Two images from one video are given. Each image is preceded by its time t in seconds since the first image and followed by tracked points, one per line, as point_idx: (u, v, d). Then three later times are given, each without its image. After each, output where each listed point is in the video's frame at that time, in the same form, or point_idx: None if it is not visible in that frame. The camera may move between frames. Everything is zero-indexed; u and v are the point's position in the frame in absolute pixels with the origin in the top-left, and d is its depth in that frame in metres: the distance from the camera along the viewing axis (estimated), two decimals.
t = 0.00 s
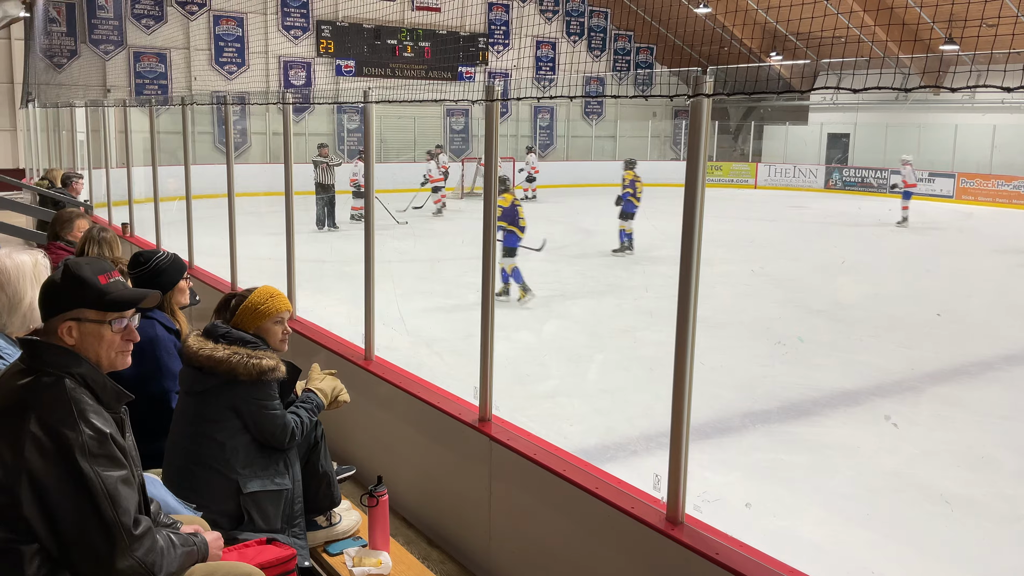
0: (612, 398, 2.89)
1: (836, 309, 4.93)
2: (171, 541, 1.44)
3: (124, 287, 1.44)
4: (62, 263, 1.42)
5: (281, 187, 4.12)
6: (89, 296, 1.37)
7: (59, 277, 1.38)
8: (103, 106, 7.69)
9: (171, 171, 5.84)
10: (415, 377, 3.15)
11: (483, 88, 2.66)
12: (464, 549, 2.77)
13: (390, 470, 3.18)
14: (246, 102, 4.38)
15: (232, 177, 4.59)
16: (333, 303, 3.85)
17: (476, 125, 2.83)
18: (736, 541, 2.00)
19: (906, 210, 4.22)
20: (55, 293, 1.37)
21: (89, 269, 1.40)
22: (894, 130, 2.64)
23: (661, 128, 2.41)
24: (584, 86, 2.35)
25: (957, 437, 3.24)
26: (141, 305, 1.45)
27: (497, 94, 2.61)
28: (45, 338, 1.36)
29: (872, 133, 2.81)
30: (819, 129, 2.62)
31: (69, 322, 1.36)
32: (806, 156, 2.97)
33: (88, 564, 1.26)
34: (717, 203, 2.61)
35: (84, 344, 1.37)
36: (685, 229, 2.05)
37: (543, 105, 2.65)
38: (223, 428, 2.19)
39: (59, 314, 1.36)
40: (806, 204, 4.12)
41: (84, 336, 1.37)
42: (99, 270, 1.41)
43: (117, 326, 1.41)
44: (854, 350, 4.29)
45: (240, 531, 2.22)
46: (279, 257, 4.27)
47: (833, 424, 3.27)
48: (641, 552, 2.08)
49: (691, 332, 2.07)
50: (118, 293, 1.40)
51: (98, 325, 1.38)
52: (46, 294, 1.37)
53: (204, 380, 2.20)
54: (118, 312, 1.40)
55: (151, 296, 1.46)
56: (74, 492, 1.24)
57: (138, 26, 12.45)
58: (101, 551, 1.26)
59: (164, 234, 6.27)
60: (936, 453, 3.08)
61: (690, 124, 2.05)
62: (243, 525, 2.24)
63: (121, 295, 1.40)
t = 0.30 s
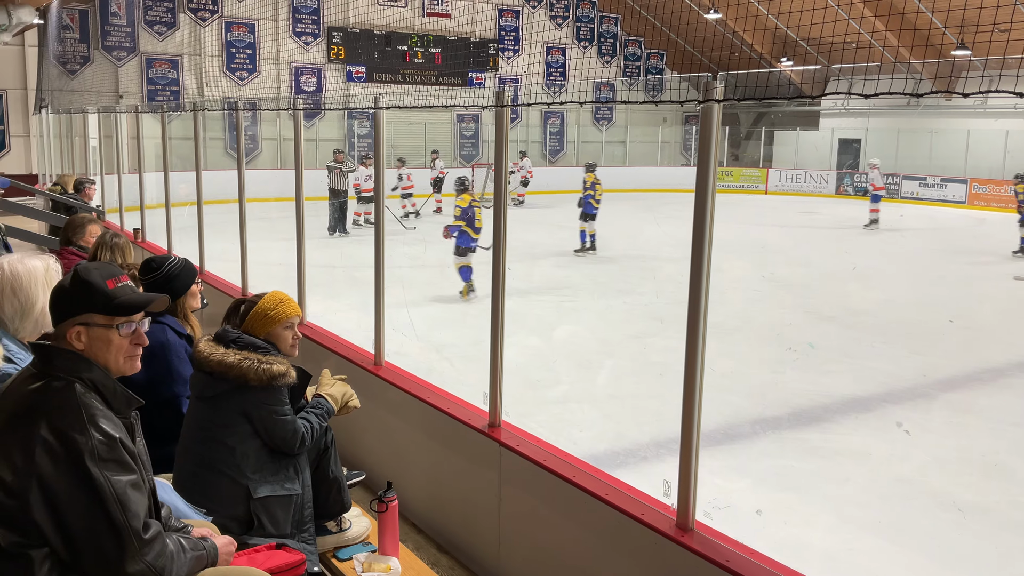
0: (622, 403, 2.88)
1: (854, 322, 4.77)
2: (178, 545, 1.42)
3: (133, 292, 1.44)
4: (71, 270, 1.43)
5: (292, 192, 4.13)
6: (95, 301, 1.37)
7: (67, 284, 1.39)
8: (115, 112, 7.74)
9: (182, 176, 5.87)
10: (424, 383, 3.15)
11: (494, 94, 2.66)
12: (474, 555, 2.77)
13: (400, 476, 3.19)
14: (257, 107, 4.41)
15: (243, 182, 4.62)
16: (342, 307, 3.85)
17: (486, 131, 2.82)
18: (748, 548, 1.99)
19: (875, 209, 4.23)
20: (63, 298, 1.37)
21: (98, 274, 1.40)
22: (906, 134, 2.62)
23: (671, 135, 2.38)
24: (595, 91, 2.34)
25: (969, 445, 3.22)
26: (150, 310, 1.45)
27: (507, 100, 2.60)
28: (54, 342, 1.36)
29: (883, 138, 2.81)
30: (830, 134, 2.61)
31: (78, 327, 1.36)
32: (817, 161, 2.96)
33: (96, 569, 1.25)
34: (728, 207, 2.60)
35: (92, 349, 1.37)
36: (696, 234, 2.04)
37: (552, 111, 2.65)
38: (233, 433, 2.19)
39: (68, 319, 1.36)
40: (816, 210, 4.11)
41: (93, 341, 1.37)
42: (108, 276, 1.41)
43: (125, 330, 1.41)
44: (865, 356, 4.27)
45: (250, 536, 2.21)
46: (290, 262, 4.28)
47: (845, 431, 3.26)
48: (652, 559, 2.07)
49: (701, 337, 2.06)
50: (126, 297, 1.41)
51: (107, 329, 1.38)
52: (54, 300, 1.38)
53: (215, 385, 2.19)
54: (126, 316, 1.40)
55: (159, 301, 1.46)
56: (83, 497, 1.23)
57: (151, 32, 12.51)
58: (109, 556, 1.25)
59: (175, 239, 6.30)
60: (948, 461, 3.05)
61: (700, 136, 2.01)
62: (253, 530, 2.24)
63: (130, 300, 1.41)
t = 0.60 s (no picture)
0: (627, 406, 2.88)
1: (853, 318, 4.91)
2: (184, 548, 1.42)
3: (136, 294, 1.44)
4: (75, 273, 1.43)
5: (297, 196, 4.15)
6: (98, 304, 1.37)
7: (70, 287, 1.39)
8: (122, 116, 7.77)
9: (188, 180, 5.89)
10: (428, 386, 3.16)
11: (499, 97, 2.66)
12: (478, 558, 2.77)
13: (405, 479, 3.20)
14: (263, 111, 4.43)
15: (250, 185, 4.65)
16: (348, 311, 3.86)
17: (491, 135, 2.83)
18: (754, 553, 1.98)
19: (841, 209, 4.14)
20: (67, 301, 1.38)
21: (101, 276, 1.40)
22: (913, 136, 2.62)
23: (676, 137, 2.42)
24: (600, 95, 2.34)
25: (975, 450, 3.22)
26: (154, 311, 1.45)
27: (513, 103, 2.60)
28: (60, 345, 1.36)
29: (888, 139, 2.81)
30: (835, 137, 2.61)
31: (82, 329, 1.36)
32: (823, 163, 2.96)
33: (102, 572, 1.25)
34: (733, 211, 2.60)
35: (97, 351, 1.37)
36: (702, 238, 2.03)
37: (558, 115, 2.65)
38: (238, 436, 2.19)
39: (72, 322, 1.36)
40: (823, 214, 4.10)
41: (98, 343, 1.37)
42: (111, 278, 1.41)
43: (130, 332, 1.41)
44: (870, 360, 4.27)
45: (256, 539, 2.20)
46: (296, 265, 4.30)
47: (849, 434, 3.25)
48: (657, 563, 2.06)
49: (707, 341, 2.05)
50: (129, 300, 1.41)
51: (111, 331, 1.39)
52: (58, 303, 1.38)
53: (219, 388, 2.19)
54: (131, 318, 1.41)
55: (162, 302, 1.46)
56: (89, 500, 1.23)
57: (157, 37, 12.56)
58: (115, 559, 1.25)
59: (181, 243, 6.33)
60: (955, 465, 3.05)
61: (706, 139, 2.01)
62: (259, 533, 2.23)
63: (134, 302, 1.41)
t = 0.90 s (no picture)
0: (629, 408, 2.87)
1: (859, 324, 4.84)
2: (185, 550, 1.42)
3: (139, 296, 1.44)
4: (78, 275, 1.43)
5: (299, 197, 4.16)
6: (100, 307, 1.37)
7: (73, 290, 1.39)
8: (124, 118, 7.79)
9: (191, 182, 5.90)
10: (430, 388, 3.16)
11: (501, 99, 2.66)
12: (481, 560, 2.77)
13: (406, 481, 3.20)
14: (265, 112, 4.44)
15: (252, 186, 4.67)
16: (350, 312, 3.86)
17: (495, 136, 2.89)
18: (756, 554, 1.98)
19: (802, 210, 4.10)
20: (69, 303, 1.38)
21: (104, 278, 1.41)
22: (915, 137, 2.62)
23: (678, 139, 2.41)
24: (601, 97, 2.34)
25: (977, 451, 3.22)
26: (157, 313, 1.45)
27: (515, 105, 2.59)
28: (62, 347, 1.36)
29: (891, 139, 2.81)
30: (837, 138, 2.61)
31: (84, 331, 1.36)
32: (825, 163, 2.96)
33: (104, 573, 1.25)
34: (734, 211, 2.61)
35: (100, 353, 1.37)
36: (704, 239, 2.03)
37: (560, 116, 2.65)
38: (240, 438, 2.19)
39: (75, 324, 1.36)
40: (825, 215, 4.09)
41: (100, 345, 1.37)
42: (114, 281, 1.42)
43: (132, 334, 1.42)
44: (872, 362, 4.27)
45: (258, 541, 2.20)
46: (298, 266, 4.30)
47: (851, 436, 3.25)
48: (659, 564, 2.06)
49: (708, 342, 2.05)
50: (132, 301, 1.41)
51: (114, 333, 1.39)
52: (61, 305, 1.38)
53: (222, 389, 2.19)
54: (133, 320, 1.41)
55: (165, 304, 1.46)
56: (91, 501, 1.23)
57: (159, 39, 12.59)
58: (117, 560, 1.25)
59: (183, 244, 6.35)
60: (958, 467, 3.05)
61: (707, 138, 2.00)
62: (262, 535, 2.23)
63: (136, 303, 1.41)
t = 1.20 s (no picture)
0: (629, 408, 2.87)
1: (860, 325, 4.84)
2: (185, 549, 1.42)
3: (141, 297, 1.44)
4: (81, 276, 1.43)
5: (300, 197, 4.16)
6: (104, 307, 1.37)
7: (76, 290, 1.39)
8: (125, 118, 7.80)
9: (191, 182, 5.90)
10: (430, 388, 3.16)
11: (501, 99, 2.66)
12: (481, 560, 2.77)
13: (406, 481, 3.20)
14: (265, 112, 4.44)
15: (252, 186, 4.67)
16: (350, 312, 3.86)
17: (495, 137, 2.89)
18: (756, 555, 1.98)
19: (766, 210, 4.05)
20: (71, 304, 1.38)
21: (107, 279, 1.41)
22: (916, 137, 2.61)
23: (678, 139, 2.40)
24: (602, 97, 2.34)
25: (977, 451, 3.22)
26: (158, 315, 1.45)
27: (515, 105, 2.59)
28: (63, 347, 1.36)
29: (892, 139, 2.80)
30: (838, 137, 2.61)
31: (87, 332, 1.36)
32: (826, 164, 2.96)
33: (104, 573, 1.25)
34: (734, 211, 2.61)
35: (102, 353, 1.37)
36: (704, 238, 2.03)
37: (561, 116, 2.65)
38: (241, 438, 2.19)
39: (78, 323, 1.36)
40: (826, 215, 4.09)
41: (103, 346, 1.37)
42: (118, 282, 1.42)
43: (135, 335, 1.42)
44: (872, 362, 4.27)
45: (258, 541, 2.20)
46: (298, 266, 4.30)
47: (851, 436, 3.25)
48: (660, 564, 2.06)
49: (708, 342, 2.05)
50: (135, 302, 1.41)
51: (117, 334, 1.39)
52: (64, 305, 1.38)
53: (222, 390, 2.19)
54: (136, 322, 1.41)
55: (168, 306, 1.47)
56: (92, 502, 1.23)
57: (159, 39, 12.57)
58: (117, 561, 1.25)
59: (183, 244, 6.35)
60: (958, 467, 3.05)
61: (707, 139, 2.00)
62: (262, 535, 2.23)
63: (139, 305, 1.41)
